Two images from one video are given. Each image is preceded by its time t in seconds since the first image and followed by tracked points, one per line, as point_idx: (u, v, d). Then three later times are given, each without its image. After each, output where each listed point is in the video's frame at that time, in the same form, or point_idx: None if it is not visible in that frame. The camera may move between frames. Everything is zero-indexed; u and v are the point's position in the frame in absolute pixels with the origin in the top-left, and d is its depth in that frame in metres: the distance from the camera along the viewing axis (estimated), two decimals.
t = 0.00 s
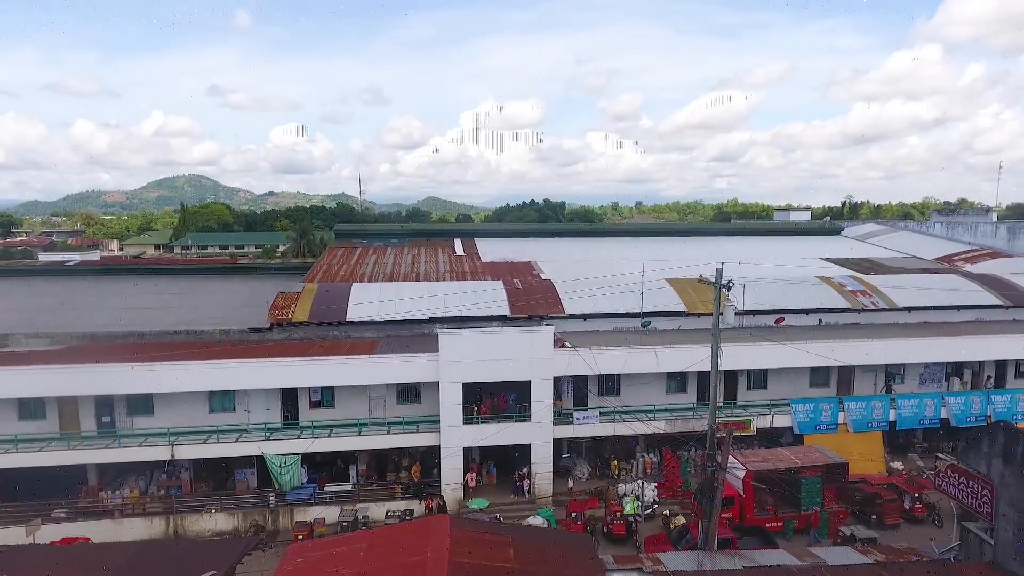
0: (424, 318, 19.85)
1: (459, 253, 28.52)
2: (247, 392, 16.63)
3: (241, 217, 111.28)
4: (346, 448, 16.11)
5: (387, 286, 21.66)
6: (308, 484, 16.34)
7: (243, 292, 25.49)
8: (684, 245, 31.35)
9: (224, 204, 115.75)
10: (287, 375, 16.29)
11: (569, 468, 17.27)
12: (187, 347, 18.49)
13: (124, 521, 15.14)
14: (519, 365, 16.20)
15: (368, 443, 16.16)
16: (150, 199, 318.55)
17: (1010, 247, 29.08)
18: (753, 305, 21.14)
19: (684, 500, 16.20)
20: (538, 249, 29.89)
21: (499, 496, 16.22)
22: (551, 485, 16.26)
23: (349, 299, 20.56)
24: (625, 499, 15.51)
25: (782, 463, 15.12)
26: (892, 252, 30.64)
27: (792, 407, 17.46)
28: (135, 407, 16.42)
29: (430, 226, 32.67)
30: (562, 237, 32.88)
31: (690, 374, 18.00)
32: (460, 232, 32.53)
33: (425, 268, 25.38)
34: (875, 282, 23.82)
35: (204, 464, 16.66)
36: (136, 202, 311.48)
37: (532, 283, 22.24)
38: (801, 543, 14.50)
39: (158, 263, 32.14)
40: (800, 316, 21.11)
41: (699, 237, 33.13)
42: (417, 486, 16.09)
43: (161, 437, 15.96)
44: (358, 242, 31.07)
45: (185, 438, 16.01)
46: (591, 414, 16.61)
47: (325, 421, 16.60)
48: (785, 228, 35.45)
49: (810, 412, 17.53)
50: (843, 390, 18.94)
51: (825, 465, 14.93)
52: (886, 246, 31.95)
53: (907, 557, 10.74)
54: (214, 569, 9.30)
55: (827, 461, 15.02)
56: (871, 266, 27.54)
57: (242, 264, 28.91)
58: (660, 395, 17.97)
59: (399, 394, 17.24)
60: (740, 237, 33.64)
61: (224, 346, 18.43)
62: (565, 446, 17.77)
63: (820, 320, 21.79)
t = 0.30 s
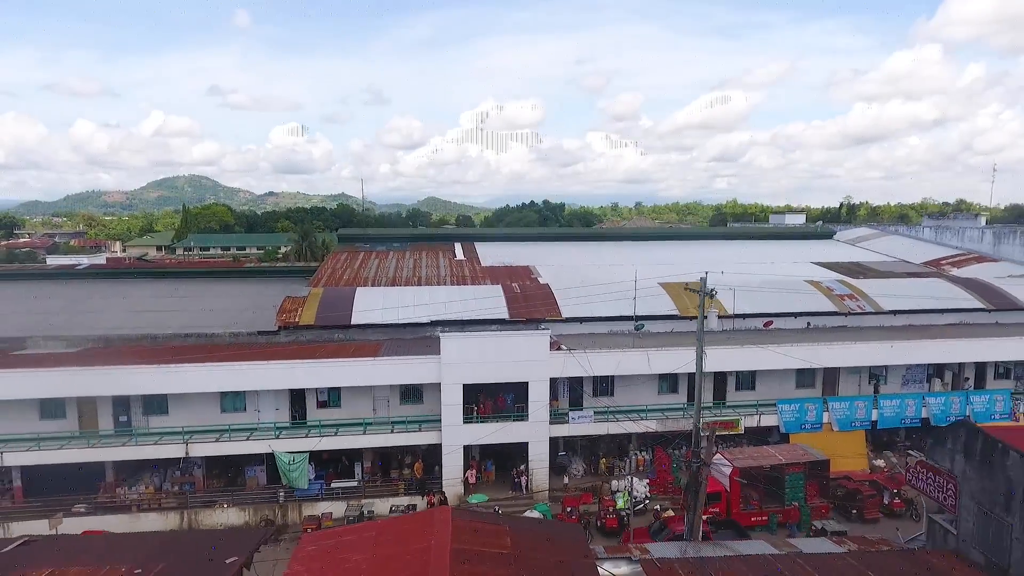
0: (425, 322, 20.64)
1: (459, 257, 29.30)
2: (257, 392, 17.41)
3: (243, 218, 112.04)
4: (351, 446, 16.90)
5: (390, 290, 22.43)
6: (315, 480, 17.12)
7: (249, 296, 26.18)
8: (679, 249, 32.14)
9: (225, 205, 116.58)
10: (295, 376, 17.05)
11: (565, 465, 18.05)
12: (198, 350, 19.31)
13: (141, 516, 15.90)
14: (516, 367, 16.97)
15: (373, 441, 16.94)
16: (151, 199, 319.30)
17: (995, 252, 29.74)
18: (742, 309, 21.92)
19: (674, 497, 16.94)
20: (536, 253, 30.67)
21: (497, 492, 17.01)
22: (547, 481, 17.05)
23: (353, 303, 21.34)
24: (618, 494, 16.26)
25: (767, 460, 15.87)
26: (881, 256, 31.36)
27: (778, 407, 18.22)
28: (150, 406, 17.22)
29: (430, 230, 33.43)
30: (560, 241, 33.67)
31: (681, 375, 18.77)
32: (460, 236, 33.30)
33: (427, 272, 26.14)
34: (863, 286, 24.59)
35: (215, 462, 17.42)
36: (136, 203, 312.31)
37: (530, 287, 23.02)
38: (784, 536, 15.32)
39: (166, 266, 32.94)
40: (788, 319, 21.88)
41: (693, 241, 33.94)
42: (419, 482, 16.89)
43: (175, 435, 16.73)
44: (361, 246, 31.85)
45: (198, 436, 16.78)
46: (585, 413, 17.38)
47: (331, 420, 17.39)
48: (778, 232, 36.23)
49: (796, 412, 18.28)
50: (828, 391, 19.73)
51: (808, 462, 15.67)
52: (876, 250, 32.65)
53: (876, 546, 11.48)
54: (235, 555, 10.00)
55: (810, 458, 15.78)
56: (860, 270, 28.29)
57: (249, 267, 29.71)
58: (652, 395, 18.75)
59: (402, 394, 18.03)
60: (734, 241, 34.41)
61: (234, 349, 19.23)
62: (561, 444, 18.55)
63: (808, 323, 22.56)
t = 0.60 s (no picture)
0: (428, 325, 21.55)
1: (459, 261, 30.20)
2: (268, 393, 18.32)
3: (245, 219, 112.88)
4: (359, 445, 17.79)
5: (393, 295, 23.34)
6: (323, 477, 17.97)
7: (257, 299, 27.12)
8: (673, 253, 33.05)
9: (227, 207, 117.49)
10: (305, 378, 17.93)
11: (562, 462, 18.94)
12: (211, 352, 20.22)
13: (159, 511, 16.81)
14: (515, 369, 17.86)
15: (378, 439, 17.83)
16: (151, 199, 320.13)
17: (979, 257, 30.59)
18: (732, 313, 22.84)
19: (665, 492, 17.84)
20: (534, 257, 31.57)
21: (497, 489, 17.89)
22: (544, 478, 17.94)
23: (359, 307, 22.23)
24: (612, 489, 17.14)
25: (753, 457, 16.72)
26: (870, 260, 32.26)
27: (765, 407, 19.11)
28: (167, 407, 18.13)
29: (432, 234, 34.34)
30: (558, 245, 34.55)
31: (672, 377, 19.67)
32: (460, 241, 34.20)
33: (428, 276, 27.02)
34: (849, 291, 25.50)
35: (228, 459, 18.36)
36: (137, 203, 313.11)
37: (528, 292, 23.93)
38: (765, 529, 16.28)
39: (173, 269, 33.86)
40: (776, 323, 22.79)
41: (688, 245, 34.86)
42: (423, 479, 17.80)
43: (191, 434, 17.63)
44: (364, 250, 32.76)
45: (213, 435, 17.68)
46: (581, 413, 18.27)
47: (338, 420, 18.28)
48: (771, 235, 37.13)
49: (781, 412, 19.16)
50: (813, 392, 20.63)
51: (792, 459, 16.50)
52: (865, 254, 33.55)
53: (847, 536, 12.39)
54: (257, 543, 10.68)
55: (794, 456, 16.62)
56: (849, 274, 29.17)
57: (256, 271, 30.63)
58: (644, 395, 19.66)
59: (407, 395, 18.94)
60: (727, 245, 35.33)
61: (245, 352, 20.11)
62: (557, 443, 19.44)
63: (795, 326, 23.44)
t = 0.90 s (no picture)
0: (430, 329, 22.34)
1: (461, 266, 30.99)
2: (278, 395, 19.11)
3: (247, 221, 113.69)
4: (365, 444, 18.56)
5: (397, 299, 24.14)
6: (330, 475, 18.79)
7: (264, 303, 27.94)
8: (669, 257, 33.83)
9: (229, 209, 118.34)
10: (312, 380, 18.69)
11: (559, 461, 19.72)
12: (222, 355, 21.02)
13: (174, 507, 17.56)
14: (514, 372, 18.64)
15: (383, 438, 18.60)
16: (152, 200, 321.01)
17: (968, 261, 31.34)
18: (724, 317, 23.62)
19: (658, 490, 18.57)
20: (533, 261, 32.36)
21: (497, 486, 18.69)
22: (542, 476, 18.71)
23: (364, 312, 23.04)
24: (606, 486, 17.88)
25: (742, 456, 17.48)
26: (862, 264, 33.02)
27: (754, 408, 19.87)
28: (181, 407, 18.92)
29: (433, 239, 35.14)
30: (556, 250, 35.34)
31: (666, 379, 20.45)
32: (461, 245, 35.00)
33: (430, 281, 27.81)
34: (839, 295, 26.27)
35: (239, 457, 19.13)
36: (138, 203, 313.97)
37: (527, 296, 24.71)
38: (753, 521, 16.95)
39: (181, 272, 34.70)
40: (767, 326, 23.57)
41: (684, 249, 35.64)
42: (426, 477, 18.57)
43: (204, 434, 18.41)
44: (367, 254, 33.56)
45: (225, 435, 18.46)
46: (577, 413, 19.06)
47: (345, 420, 19.06)
48: (766, 240, 37.92)
49: (770, 412, 19.91)
50: (801, 393, 21.41)
51: (779, 457, 17.24)
52: (857, 258, 34.32)
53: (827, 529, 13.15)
54: (274, 535, 11.44)
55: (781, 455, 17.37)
56: (840, 278, 29.94)
57: (262, 275, 31.43)
58: (639, 397, 20.45)
59: (410, 396, 19.72)
60: (723, 249, 36.11)
61: (255, 354, 20.91)
62: (555, 442, 20.22)
63: (786, 329, 24.25)
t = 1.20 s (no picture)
0: (432, 333, 23.16)
1: (462, 269, 31.79)
2: (286, 396, 19.91)
3: (249, 222, 114.37)
4: (370, 443, 19.36)
5: (400, 304, 24.96)
6: (337, 473, 19.57)
7: (271, 306, 28.73)
8: (665, 261, 34.61)
9: (231, 210, 119.04)
10: (320, 382, 19.48)
11: (556, 459, 20.52)
12: (232, 358, 21.83)
13: (187, 503, 18.35)
14: (513, 375, 19.42)
15: (388, 438, 19.39)
16: (153, 200, 321.77)
17: (956, 265, 32.09)
18: (717, 321, 24.42)
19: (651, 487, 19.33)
20: (532, 265, 33.15)
21: (497, 484, 19.47)
22: (540, 474, 19.50)
23: (368, 316, 23.83)
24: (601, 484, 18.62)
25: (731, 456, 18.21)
26: (854, 269, 33.78)
27: (744, 409, 20.64)
28: (194, 408, 19.72)
29: (435, 243, 35.93)
30: (555, 253, 36.09)
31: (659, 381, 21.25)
32: (462, 249, 35.79)
33: (432, 285, 28.61)
34: (829, 299, 27.06)
35: (249, 455, 19.92)
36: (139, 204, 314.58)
37: (526, 300, 25.52)
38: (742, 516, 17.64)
39: (188, 276, 35.47)
40: (757, 330, 24.38)
41: (680, 254, 36.44)
42: (429, 474, 19.38)
43: (216, 434, 19.20)
44: (370, 258, 34.37)
45: (236, 434, 19.25)
46: (573, 414, 19.86)
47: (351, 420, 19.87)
48: (761, 243, 38.69)
49: (760, 414, 20.66)
50: (790, 395, 22.21)
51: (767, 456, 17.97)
52: (849, 263, 35.09)
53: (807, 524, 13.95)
54: (288, 528, 12.24)
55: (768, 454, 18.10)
56: (831, 282, 30.73)
57: (268, 278, 32.23)
58: (633, 398, 21.25)
59: (413, 398, 20.53)
60: (718, 253, 36.90)
61: (263, 357, 21.72)
62: (552, 442, 21.01)
63: (777, 332, 25.04)
